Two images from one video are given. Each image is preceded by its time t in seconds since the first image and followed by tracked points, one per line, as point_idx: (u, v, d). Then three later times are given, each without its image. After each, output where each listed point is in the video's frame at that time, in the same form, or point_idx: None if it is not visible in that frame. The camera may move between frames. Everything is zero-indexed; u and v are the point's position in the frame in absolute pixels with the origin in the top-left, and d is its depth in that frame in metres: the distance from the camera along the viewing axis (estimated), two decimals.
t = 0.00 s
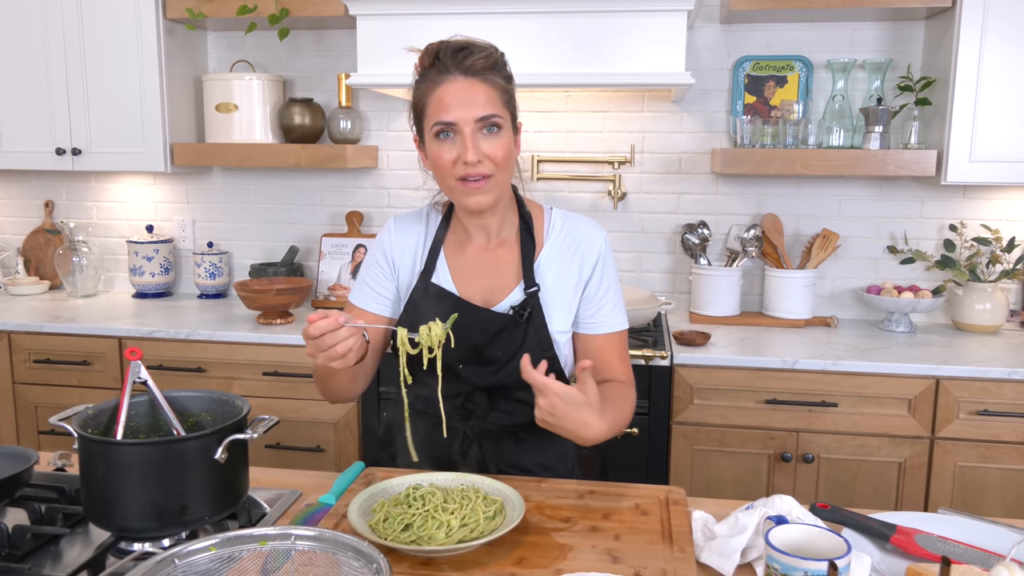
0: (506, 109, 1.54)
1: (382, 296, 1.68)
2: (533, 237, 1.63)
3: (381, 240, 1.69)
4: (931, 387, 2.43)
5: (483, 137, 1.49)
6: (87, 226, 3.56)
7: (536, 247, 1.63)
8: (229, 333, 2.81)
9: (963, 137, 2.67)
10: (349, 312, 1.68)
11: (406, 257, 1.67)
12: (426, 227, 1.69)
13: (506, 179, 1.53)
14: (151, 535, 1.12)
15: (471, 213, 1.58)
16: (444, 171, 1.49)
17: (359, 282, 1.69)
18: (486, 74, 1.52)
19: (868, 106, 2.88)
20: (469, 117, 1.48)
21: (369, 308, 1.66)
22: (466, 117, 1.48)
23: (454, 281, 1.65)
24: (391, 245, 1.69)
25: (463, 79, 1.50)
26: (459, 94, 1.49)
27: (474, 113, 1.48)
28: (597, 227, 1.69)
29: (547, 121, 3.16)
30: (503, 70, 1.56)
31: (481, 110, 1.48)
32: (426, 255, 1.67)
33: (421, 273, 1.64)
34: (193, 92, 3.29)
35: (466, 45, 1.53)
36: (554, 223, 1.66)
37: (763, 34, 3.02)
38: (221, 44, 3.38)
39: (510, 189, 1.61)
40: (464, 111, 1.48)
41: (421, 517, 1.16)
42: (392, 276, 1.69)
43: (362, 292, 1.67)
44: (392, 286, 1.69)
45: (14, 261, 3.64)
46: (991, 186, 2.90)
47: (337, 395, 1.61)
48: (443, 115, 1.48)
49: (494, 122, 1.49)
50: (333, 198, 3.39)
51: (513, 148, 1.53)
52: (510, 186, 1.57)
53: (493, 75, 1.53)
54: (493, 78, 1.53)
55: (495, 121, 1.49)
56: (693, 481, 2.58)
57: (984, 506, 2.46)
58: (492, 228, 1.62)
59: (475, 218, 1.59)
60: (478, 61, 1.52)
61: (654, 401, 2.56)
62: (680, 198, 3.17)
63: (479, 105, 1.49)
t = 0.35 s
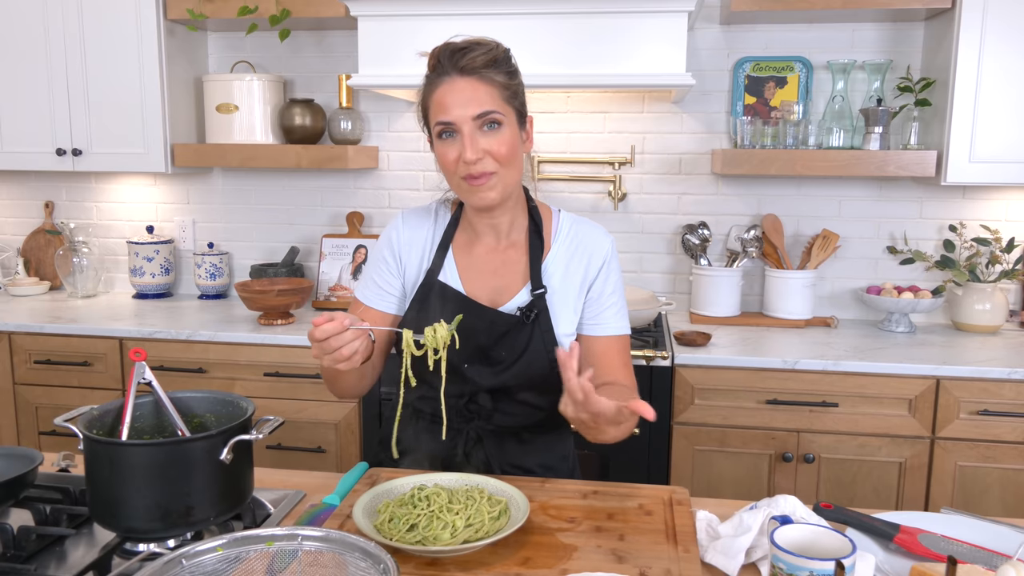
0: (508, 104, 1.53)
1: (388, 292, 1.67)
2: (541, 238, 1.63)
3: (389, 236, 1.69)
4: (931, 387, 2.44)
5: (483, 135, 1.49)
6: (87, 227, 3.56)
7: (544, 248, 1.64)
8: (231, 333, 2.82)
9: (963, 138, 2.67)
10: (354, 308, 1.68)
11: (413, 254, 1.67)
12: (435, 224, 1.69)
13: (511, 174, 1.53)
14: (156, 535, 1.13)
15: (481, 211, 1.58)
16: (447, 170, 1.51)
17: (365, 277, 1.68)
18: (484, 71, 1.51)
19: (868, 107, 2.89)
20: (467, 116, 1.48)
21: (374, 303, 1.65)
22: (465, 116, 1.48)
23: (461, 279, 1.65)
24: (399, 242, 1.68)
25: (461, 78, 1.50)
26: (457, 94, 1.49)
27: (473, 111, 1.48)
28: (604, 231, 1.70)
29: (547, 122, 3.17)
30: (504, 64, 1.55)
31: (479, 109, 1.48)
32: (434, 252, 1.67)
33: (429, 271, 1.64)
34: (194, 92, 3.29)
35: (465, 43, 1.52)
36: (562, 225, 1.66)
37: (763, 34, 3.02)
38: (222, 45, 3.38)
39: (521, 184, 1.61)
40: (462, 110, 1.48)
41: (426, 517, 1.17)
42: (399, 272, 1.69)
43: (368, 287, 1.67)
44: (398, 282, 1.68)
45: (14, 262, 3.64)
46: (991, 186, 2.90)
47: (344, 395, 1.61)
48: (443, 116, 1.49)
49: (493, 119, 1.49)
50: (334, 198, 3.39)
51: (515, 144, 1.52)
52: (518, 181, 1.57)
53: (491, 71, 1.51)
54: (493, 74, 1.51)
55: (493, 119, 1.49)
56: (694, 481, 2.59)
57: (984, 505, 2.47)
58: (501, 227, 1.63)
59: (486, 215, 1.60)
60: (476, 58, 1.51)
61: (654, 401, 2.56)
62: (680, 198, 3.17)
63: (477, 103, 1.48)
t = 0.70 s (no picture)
0: (530, 112, 1.54)
1: (391, 295, 1.67)
2: (545, 238, 1.64)
3: (392, 238, 1.67)
4: (932, 387, 2.45)
5: (507, 139, 1.50)
6: (87, 229, 3.56)
7: (548, 248, 1.64)
8: (232, 335, 2.81)
9: (963, 138, 2.68)
10: (357, 311, 1.67)
11: (417, 257, 1.66)
12: (438, 226, 1.68)
13: (528, 181, 1.54)
14: (165, 537, 1.13)
15: (488, 213, 1.58)
16: (467, 171, 1.50)
17: (368, 280, 1.67)
18: (511, 75, 1.51)
19: (868, 107, 2.90)
20: (493, 119, 1.48)
21: (379, 308, 1.65)
22: (491, 119, 1.48)
23: (466, 282, 1.65)
24: (402, 244, 1.67)
25: (488, 80, 1.50)
26: (483, 95, 1.49)
27: (499, 115, 1.48)
28: (605, 230, 1.71)
29: (547, 123, 3.17)
30: (529, 70, 1.56)
31: (505, 112, 1.49)
32: (438, 256, 1.66)
33: (433, 273, 1.63)
34: (194, 94, 3.29)
35: (492, 45, 1.53)
36: (565, 225, 1.67)
37: (763, 35, 3.03)
38: (221, 46, 3.38)
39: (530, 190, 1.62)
40: (488, 113, 1.48)
41: (434, 518, 1.17)
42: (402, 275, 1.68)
43: (372, 291, 1.66)
44: (401, 285, 1.68)
45: (13, 264, 3.63)
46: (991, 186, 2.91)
47: (352, 396, 1.61)
48: (467, 116, 1.49)
49: (518, 124, 1.49)
50: (334, 199, 3.39)
51: (535, 151, 1.54)
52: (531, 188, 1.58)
53: (518, 76, 1.52)
54: (519, 79, 1.52)
55: (519, 124, 1.50)
56: (696, 481, 2.59)
57: (985, 504, 2.48)
58: (506, 228, 1.62)
59: (492, 219, 1.60)
60: (505, 61, 1.51)
61: (656, 402, 2.57)
62: (680, 199, 3.18)
63: (503, 106, 1.49)
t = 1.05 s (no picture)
0: (526, 102, 1.54)
1: (399, 297, 1.68)
2: (553, 242, 1.64)
3: (399, 239, 1.68)
4: (931, 387, 2.46)
5: (509, 131, 1.50)
6: (86, 230, 3.55)
7: (557, 252, 1.65)
8: (233, 335, 2.81)
9: (962, 140, 2.70)
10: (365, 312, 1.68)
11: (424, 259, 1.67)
12: (445, 227, 1.69)
13: (536, 171, 1.54)
14: (173, 538, 1.13)
15: (497, 212, 1.58)
16: (476, 170, 1.50)
17: (376, 282, 1.68)
18: (501, 68, 1.52)
19: (867, 108, 2.91)
20: (492, 113, 1.48)
21: (386, 310, 1.66)
22: (490, 114, 1.48)
23: (474, 285, 1.65)
24: (410, 245, 1.68)
25: (480, 77, 1.51)
26: (478, 92, 1.50)
27: (497, 108, 1.49)
28: (614, 233, 1.71)
29: (547, 124, 3.17)
30: (516, 63, 1.57)
31: (502, 105, 1.49)
32: (445, 258, 1.66)
33: (441, 275, 1.64)
34: (194, 94, 3.29)
35: (476, 44, 1.54)
36: (573, 228, 1.67)
37: (763, 36, 3.04)
38: (221, 47, 3.38)
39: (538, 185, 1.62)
40: (486, 107, 1.49)
41: (442, 518, 1.18)
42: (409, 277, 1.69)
43: (379, 293, 1.67)
44: (409, 287, 1.68)
45: (12, 264, 3.63)
46: (990, 187, 2.93)
47: (362, 397, 1.62)
48: (465, 115, 1.49)
49: (517, 114, 1.50)
50: (334, 200, 3.39)
51: (538, 139, 1.54)
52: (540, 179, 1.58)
53: (508, 69, 1.53)
54: (509, 72, 1.53)
55: (517, 114, 1.50)
56: (697, 481, 2.60)
57: (984, 503, 2.49)
58: (515, 230, 1.63)
59: (501, 217, 1.60)
60: (491, 57, 1.53)
61: (657, 402, 2.58)
62: (680, 200, 3.19)
63: (499, 99, 1.49)
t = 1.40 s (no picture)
0: (531, 106, 1.55)
1: (402, 297, 1.68)
2: (555, 241, 1.65)
3: (402, 239, 1.68)
4: (930, 384, 2.47)
5: (511, 135, 1.50)
6: (84, 230, 3.54)
7: (559, 252, 1.65)
8: (232, 335, 2.81)
9: (959, 140, 2.71)
10: (371, 312, 1.69)
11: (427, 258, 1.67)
12: (448, 226, 1.69)
13: (537, 176, 1.54)
14: (181, 537, 1.13)
15: (498, 213, 1.59)
16: (475, 172, 1.51)
17: (380, 282, 1.69)
18: (509, 72, 1.53)
19: (865, 108, 2.92)
20: (495, 116, 1.49)
21: (390, 309, 1.67)
22: (493, 117, 1.49)
23: (476, 285, 1.66)
24: (413, 244, 1.68)
25: (486, 79, 1.51)
26: (483, 94, 1.50)
27: (500, 112, 1.49)
28: (617, 235, 1.72)
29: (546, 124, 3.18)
30: (524, 66, 1.57)
31: (506, 108, 1.49)
32: (447, 258, 1.67)
33: (444, 275, 1.64)
34: (192, 94, 3.29)
35: (485, 45, 1.54)
36: (576, 228, 1.68)
37: (760, 36, 3.05)
38: (219, 46, 3.37)
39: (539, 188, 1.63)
40: (490, 110, 1.49)
41: (449, 516, 1.18)
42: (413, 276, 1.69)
43: (383, 292, 1.68)
44: (412, 286, 1.69)
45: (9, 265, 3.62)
46: (986, 186, 2.94)
47: (369, 398, 1.62)
48: (469, 117, 1.50)
49: (519, 119, 1.50)
50: (333, 200, 3.39)
51: (540, 144, 1.54)
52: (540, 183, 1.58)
53: (515, 72, 1.54)
54: (516, 75, 1.53)
55: (520, 119, 1.50)
56: (696, 479, 2.61)
57: (982, 501, 2.50)
58: (516, 231, 1.63)
59: (501, 218, 1.61)
60: (500, 59, 1.53)
61: (657, 401, 2.59)
62: (679, 199, 3.20)
63: (503, 102, 1.50)
